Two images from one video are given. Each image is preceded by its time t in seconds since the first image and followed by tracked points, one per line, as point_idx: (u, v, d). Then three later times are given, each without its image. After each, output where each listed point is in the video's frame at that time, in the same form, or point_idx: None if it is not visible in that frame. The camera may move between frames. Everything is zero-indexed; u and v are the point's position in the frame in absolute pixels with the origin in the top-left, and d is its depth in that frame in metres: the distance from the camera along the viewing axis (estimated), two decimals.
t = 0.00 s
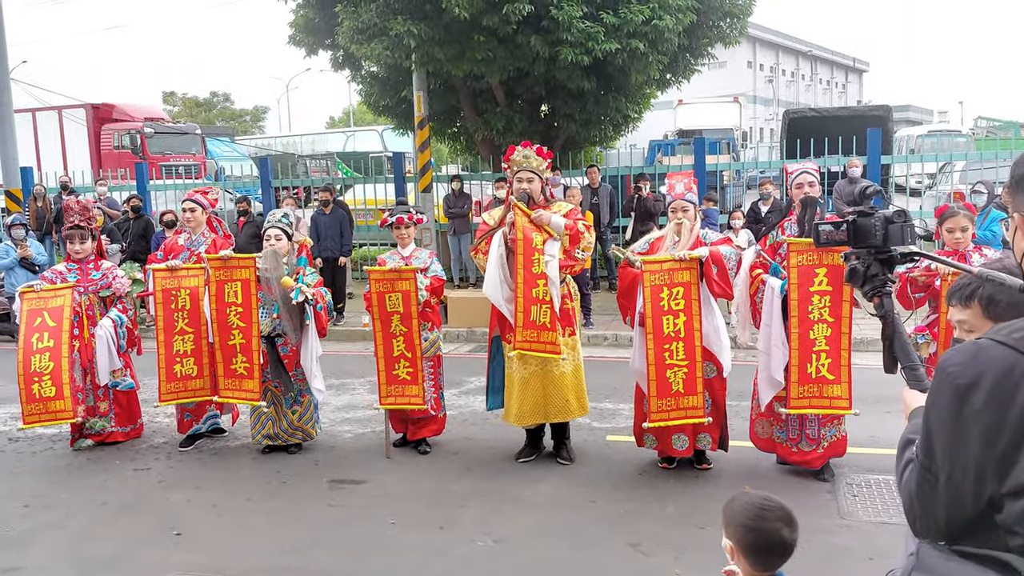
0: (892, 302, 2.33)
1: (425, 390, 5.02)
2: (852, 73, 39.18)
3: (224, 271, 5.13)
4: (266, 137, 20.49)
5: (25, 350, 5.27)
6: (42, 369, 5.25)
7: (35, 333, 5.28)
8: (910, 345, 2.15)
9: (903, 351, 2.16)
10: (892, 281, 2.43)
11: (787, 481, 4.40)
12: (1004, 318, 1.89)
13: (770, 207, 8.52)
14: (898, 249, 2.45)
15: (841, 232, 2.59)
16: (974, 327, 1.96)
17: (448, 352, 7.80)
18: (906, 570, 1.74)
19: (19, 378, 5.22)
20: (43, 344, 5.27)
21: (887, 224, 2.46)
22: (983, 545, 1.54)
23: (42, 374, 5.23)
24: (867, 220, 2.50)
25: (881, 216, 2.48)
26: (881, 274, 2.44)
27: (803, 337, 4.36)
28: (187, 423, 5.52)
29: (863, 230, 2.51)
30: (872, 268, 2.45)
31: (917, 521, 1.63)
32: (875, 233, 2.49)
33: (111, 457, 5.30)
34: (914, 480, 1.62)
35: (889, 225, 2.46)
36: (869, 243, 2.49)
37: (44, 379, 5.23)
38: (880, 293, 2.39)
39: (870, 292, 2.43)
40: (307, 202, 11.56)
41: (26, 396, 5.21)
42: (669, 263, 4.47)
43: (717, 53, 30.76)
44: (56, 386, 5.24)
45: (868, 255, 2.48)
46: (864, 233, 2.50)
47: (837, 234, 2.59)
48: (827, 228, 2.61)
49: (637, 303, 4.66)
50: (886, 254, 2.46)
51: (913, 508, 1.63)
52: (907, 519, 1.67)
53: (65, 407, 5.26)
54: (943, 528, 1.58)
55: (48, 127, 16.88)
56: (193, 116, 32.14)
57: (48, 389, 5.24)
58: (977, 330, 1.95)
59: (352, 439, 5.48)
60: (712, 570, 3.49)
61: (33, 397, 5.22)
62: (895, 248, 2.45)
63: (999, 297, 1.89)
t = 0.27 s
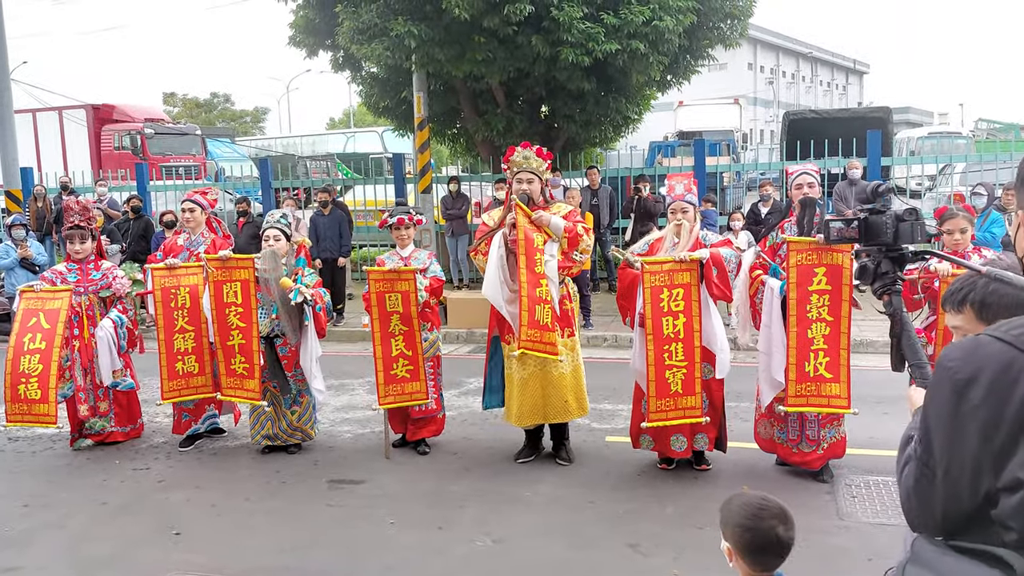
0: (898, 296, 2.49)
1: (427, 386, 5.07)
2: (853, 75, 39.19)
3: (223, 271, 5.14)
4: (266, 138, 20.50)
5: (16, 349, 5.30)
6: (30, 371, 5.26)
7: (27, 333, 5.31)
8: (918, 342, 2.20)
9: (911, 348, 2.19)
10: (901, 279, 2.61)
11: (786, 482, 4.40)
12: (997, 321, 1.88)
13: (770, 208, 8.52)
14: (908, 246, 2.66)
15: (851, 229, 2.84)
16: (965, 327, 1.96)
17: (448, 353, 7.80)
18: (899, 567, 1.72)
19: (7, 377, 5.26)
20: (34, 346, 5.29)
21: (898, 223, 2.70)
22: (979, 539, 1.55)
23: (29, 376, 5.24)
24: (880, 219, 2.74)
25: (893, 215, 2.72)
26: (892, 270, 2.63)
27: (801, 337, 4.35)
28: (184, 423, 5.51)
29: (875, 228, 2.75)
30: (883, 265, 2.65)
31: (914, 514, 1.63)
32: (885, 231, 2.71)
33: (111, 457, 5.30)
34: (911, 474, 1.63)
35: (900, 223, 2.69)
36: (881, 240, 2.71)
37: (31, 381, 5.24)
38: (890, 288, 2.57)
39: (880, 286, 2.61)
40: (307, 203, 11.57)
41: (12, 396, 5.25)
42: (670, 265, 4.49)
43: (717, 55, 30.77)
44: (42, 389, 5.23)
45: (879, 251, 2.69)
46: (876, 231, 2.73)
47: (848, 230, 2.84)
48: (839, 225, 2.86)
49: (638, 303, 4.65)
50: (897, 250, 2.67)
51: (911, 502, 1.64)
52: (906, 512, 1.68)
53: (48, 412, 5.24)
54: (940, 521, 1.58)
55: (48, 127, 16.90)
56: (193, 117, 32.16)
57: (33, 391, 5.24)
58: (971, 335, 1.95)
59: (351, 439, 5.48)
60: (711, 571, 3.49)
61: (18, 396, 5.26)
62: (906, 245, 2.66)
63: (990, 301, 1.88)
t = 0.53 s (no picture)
0: (907, 298, 2.62)
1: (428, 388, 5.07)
2: (854, 77, 39.18)
3: (223, 273, 5.17)
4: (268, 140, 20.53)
5: (12, 350, 5.29)
6: (22, 373, 5.25)
7: (25, 334, 5.31)
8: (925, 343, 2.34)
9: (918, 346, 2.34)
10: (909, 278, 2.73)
11: (787, 485, 4.40)
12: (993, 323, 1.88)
13: (771, 210, 8.52)
14: (918, 247, 2.72)
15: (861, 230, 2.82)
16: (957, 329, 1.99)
17: (449, 355, 7.80)
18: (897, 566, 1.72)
19: None
20: (29, 348, 5.27)
21: (907, 224, 2.73)
22: (975, 538, 1.54)
23: (21, 378, 5.22)
24: (889, 219, 2.76)
25: (903, 215, 2.74)
26: (901, 273, 2.72)
27: (799, 332, 4.36)
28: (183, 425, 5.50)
29: (884, 229, 2.78)
30: (891, 268, 2.75)
31: (912, 514, 1.62)
32: (895, 232, 2.75)
33: (112, 459, 5.31)
34: (909, 473, 1.63)
35: (909, 224, 2.72)
36: (890, 242, 2.77)
37: (22, 384, 5.22)
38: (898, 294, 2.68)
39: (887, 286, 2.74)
40: (309, 205, 11.59)
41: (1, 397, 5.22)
42: (674, 269, 4.49)
43: (719, 57, 30.78)
44: (32, 392, 5.21)
45: (887, 253, 2.77)
46: (885, 232, 2.76)
47: (859, 232, 2.83)
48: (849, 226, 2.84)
49: (640, 305, 4.64)
50: (906, 253, 2.75)
51: (908, 501, 1.64)
52: (904, 512, 1.67)
53: (34, 416, 5.21)
54: (936, 520, 1.58)
55: (51, 130, 16.95)
56: (196, 119, 32.22)
57: (23, 394, 5.22)
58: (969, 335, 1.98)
59: (352, 441, 5.49)
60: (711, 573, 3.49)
61: (7, 398, 5.23)
62: (915, 247, 2.72)
63: (987, 304, 1.89)
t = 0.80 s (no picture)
0: (915, 301, 2.65)
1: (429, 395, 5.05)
2: (858, 83, 39.17)
3: (224, 277, 5.17)
4: (272, 145, 20.58)
5: (19, 351, 5.28)
6: (32, 373, 5.22)
7: (31, 336, 5.30)
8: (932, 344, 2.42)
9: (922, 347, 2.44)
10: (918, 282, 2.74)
11: (789, 490, 4.38)
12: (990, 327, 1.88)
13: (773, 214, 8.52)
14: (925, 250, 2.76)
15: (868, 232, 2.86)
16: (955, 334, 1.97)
17: (451, 360, 7.80)
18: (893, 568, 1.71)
19: (7, 378, 5.22)
20: (37, 348, 5.27)
21: (914, 227, 2.76)
22: (972, 540, 1.53)
23: (31, 378, 5.20)
24: (897, 222, 2.78)
25: (909, 219, 2.77)
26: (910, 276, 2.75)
27: (799, 335, 4.35)
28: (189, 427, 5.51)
29: (892, 231, 2.79)
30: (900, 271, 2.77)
31: (910, 516, 1.62)
32: (902, 235, 2.77)
33: (114, 463, 5.32)
34: (905, 475, 1.62)
35: (915, 228, 2.76)
36: (898, 244, 2.78)
37: (32, 384, 5.19)
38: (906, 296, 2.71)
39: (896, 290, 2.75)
40: (312, 210, 11.62)
41: (10, 397, 5.19)
42: (676, 278, 4.50)
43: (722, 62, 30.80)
44: (43, 392, 5.19)
45: (895, 256, 2.79)
46: (893, 234, 2.77)
47: (866, 234, 2.86)
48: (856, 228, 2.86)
49: (644, 311, 4.62)
50: (914, 255, 2.77)
51: (905, 502, 1.63)
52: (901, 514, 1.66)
53: (45, 416, 5.18)
54: (933, 522, 1.57)
55: (56, 135, 17.02)
56: (200, 125, 32.32)
57: (34, 394, 5.19)
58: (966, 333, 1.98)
59: (354, 445, 5.49)
60: None
61: (16, 398, 5.20)
62: (922, 249, 2.76)
63: (984, 307, 1.89)
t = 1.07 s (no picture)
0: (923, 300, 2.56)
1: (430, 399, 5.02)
2: (864, 87, 39.11)
3: (228, 280, 5.19)
4: (277, 149, 20.63)
5: (40, 352, 5.33)
6: (58, 371, 5.31)
7: (48, 337, 5.35)
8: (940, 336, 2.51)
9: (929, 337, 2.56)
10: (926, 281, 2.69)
11: (793, 493, 4.37)
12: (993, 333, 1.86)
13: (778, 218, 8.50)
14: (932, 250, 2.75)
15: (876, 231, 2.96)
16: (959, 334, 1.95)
17: (455, 363, 7.80)
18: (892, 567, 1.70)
19: (34, 379, 5.29)
20: (57, 347, 5.33)
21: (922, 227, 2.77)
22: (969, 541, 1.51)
23: (59, 376, 5.29)
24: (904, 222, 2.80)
25: (917, 218, 2.78)
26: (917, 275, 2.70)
27: (804, 341, 4.33)
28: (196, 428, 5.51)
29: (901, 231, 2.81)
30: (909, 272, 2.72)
31: (909, 514, 1.61)
32: (910, 235, 2.79)
33: (117, 465, 5.33)
34: (905, 474, 1.62)
35: (923, 227, 2.76)
36: (907, 244, 2.79)
37: (60, 381, 5.28)
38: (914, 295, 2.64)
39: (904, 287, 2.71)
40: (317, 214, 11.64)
41: (40, 397, 5.26)
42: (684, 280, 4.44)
43: (727, 66, 30.78)
44: (72, 389, 5.27)
45: (903, 255, 2.79)
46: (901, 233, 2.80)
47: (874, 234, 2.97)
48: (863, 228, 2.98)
49: (650, 314, 4.63)
50: (922, 255, 2.75)
51: (907, 503, 1.63)
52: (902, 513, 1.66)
53: (78, 412, 5.27)
54: (930, 522, 1.56)
55: (63, 138, 17.09)
56: (206, 129, 32.43)
57: (63, 391, 5.28)
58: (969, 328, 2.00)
59: (357, 448, 5.49)
60: None
61: (46, 398, 5.27)
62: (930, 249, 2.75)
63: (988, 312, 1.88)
